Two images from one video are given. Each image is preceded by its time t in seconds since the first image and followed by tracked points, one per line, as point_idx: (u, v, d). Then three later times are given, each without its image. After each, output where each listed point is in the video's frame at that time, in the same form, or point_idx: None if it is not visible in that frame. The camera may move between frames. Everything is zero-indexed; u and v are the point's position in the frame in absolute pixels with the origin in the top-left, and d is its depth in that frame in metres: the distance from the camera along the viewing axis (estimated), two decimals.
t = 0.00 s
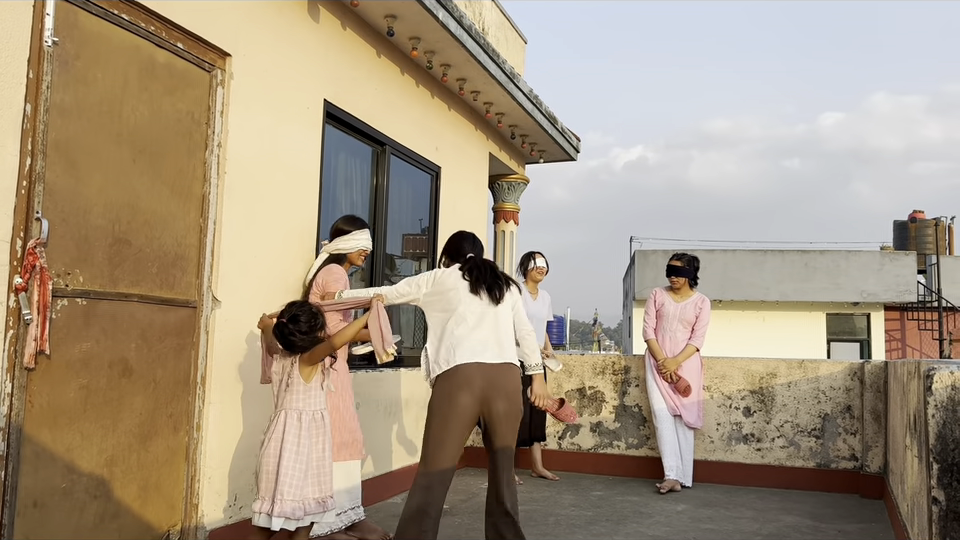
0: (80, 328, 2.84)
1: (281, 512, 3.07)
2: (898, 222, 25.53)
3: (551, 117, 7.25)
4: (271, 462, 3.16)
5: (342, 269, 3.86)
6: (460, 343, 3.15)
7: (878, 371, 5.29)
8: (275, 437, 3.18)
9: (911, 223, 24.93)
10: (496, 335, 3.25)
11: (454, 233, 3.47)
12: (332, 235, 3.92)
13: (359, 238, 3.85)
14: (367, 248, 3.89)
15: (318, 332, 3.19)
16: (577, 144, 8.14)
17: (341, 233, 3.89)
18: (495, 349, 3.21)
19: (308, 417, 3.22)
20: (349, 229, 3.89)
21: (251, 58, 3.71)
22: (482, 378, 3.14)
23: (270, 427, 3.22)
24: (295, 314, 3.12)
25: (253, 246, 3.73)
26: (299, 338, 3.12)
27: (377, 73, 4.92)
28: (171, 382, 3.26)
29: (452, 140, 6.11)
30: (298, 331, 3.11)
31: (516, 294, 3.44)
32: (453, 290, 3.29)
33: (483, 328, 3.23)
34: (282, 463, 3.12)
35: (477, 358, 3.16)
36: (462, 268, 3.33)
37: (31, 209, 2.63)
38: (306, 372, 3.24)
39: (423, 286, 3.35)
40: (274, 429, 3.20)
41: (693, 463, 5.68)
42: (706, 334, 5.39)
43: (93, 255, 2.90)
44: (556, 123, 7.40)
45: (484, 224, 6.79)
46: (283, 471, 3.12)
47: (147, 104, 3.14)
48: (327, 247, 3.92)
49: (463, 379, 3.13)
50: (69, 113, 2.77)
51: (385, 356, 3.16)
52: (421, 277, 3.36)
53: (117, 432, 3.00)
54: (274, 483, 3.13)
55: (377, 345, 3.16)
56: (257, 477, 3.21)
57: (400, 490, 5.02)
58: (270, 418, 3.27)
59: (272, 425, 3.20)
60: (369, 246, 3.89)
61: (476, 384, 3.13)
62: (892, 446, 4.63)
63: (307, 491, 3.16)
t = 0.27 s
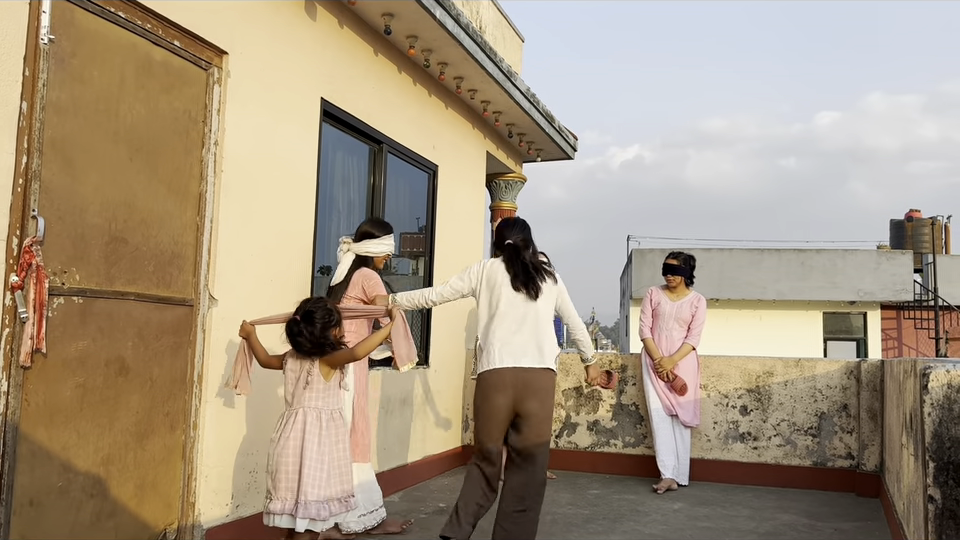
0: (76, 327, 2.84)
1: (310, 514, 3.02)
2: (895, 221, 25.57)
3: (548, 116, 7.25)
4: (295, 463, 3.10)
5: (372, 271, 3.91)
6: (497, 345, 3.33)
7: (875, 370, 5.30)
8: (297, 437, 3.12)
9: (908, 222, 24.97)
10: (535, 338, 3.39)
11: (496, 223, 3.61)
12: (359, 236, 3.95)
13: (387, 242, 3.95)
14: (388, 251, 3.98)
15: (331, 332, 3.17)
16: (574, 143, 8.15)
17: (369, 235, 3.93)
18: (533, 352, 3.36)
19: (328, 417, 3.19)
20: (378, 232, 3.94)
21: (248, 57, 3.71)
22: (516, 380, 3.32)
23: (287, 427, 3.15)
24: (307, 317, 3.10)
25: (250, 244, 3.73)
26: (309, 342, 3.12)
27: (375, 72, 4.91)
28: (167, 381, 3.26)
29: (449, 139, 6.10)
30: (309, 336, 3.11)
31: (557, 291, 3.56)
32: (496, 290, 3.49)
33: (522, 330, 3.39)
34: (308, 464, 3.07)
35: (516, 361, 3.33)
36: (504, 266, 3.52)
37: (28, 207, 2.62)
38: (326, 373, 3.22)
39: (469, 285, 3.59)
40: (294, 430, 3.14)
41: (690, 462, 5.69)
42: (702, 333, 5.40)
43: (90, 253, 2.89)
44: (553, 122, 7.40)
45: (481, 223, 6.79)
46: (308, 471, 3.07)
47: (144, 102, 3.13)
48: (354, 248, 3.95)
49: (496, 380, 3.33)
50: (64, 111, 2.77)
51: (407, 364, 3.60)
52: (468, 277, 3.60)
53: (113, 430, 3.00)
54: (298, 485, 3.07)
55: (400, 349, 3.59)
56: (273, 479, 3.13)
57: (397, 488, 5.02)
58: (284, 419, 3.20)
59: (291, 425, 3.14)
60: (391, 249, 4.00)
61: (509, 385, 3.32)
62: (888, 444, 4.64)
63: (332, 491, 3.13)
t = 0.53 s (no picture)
0: (71, 326, 2.83)
1: (336, 520, 2.98)
2: (890, 220, 25.63)
3: (545, 115, 7.25)
4: (317, 468, 3.02)
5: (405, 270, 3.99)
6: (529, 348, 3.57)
7: (870, 368, 5.31)
8: (320, 441, 3.04)
9: (903, 221, 25.04)
10: (567, 344, 3.59)
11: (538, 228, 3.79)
12: (387, 234, 4.02)
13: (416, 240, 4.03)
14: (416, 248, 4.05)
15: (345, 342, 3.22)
16: (570, 142, 8.15)
17: (398, 234, 4.02)
18: (563, 358, 3.57)
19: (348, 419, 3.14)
20: (407, 230, 4.02)
21: (244, 56, 3.70)
22: (534, 381, 3.57)
23: (306, 430, 3.06)
24: (326, 320, 3.19)
25: (246, 243, 3.72)
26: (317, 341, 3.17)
27: (371, 71, 4.91)
28: (163, 380, 3.25)
29: (446, 138, 6.10)
30: (318, 336, 3.17)
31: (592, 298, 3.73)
32: (534, 295, 3.70)
33: (554, 336, 3.60)
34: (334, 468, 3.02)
35: (547, 365, 3.56)
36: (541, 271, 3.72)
37: (22, 205, 2.61)
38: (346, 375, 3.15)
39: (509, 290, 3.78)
40: (316, 433, 3.05)
41: (686, 461, 5.70)
42: (697, 332, 5.41)
43: (84, 252, 2.88)
44: (550, 121, 7.40)
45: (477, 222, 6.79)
46: (333, 476, 3.01)
47: (139, 100, 3.12)
48: (384, 245, 4.01)
49: (517, 380, 3.63)
50: (59, 110, 2.76)
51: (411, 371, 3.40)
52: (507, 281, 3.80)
53: (109, 430, 2.99)
54: (322, 491, 3.00)
55: (404, 361, 3.39)
56: (287, 485, 3.01)
57: (393, 487, 5.02)
58: (299, 422, 3.09)
59: (312, 429, 3.05)
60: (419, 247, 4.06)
61: (527, 385, 3.59)
62: (884, 443, 4.65)
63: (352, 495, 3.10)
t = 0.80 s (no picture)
0: (62, 326, 2.82)
1: (335, 525, 2.83)
2: (881, 218, 25.75)
3: (537, 114, 7.26)
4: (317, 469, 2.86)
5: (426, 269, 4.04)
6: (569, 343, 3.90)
7: (862, 367, 5.34)
8: (323, 442, 2.90)
9: (894, 219, 25.16)
10: (603, 337, 3.95)
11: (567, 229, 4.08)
12: (407, 234, 4.03)
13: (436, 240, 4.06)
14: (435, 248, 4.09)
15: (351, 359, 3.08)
16: (563, 141, 8.16)
17: (418, 234, 4.04)
18: (600, 350, 3.93)
19: (353, 425, 3.01)
20: (427, 231, 4.06)
21: (235, 55, 3.69)
22: (576, 374, 3.92)
23: (308, 432, 2.91)
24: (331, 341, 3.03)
25: (238, 243, 3.71)
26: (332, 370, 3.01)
27: (363, 70, 4.90)
28: (155, 381, 3.24)
29: (438, 137, 6.09)
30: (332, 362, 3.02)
31: (622, 294, 4.05)
32: (568, 292, 4.01)
33: (590, 330, 3.94)
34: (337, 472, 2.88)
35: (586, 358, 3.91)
36: (573, 269, 4.02)
37: (12, 206, 2.60)
38: (355, 386, 3.05)
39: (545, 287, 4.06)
40: (319, 434, 2.91)
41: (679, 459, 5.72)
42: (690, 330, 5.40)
43: (75, 252, 2.87)
44: (542, 120, 7.40)
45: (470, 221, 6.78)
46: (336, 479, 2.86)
47: (130, 100, 3.11)
48: (402, 244, 4.02)
49: (558, 372, 3.96)
50: (49, 109, 2.74)
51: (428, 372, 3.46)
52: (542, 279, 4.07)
53: (100, 431, 2.98)
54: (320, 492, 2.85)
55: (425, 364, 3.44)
56: (283, 484, 2.85)
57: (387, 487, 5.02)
58: (298, 424, 2.93)
59: (315, 429, 2.91)
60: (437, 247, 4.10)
61: (569, 379, 3.93)
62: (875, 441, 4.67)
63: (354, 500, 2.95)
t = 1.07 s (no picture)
0: (50, 328, 2.80)
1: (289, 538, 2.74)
2: (868, 217, 25.93)
3: (527, 113, 7.26)
4: (285, 479, 2.79)
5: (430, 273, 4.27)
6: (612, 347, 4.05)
7: (850, 363, 5.36)
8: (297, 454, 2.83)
9: (881, 217, 25.34)
10: (640, 337, 4.14)
11: (588, 238, 4.30)
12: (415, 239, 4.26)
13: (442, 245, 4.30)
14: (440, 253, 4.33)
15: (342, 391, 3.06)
16: (553, 140, 8.17)
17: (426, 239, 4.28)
18: (641, 351, 4.10)
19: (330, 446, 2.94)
20: (433, 236, 4.30)
21: (224, 54, 3.67)
22: (622, 377, 4.06)
23: (285, 442, 2.85)
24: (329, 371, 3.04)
25: (227, 244, 3.70)
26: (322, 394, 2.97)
27: (352, 70, 4.89)
28: (144, 382, 3.22)
29: (428, 137, 6.09)
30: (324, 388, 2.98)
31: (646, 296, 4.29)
32: (601, 298, 4.20)
33: (628, 333, 4.11)
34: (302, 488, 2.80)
35: (629, 361, 4.07)
36: (601, 276, 4.23)
37: None
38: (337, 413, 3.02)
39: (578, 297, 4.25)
40: (295, 444, 2.85)
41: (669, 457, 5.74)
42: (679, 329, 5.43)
43: (62, 253, 2.85)
44: (532, 120, 7.41)
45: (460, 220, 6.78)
46: (302, 491, 2.79)
47: (117, 99, 3.09)
48: (412, 250, 4.26)
49: (605, 378, 4.08)
50: (36, 109, 2.72)
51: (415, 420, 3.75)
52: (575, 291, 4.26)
53: (89, 433, 2.96)
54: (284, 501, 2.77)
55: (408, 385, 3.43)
56: (252, 485, 2.78)
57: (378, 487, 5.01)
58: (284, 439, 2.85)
59: (293, 435, 2.86)
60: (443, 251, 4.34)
61: (616, 382, 4.06)
62: (864, 438, 4.71)
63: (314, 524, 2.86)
